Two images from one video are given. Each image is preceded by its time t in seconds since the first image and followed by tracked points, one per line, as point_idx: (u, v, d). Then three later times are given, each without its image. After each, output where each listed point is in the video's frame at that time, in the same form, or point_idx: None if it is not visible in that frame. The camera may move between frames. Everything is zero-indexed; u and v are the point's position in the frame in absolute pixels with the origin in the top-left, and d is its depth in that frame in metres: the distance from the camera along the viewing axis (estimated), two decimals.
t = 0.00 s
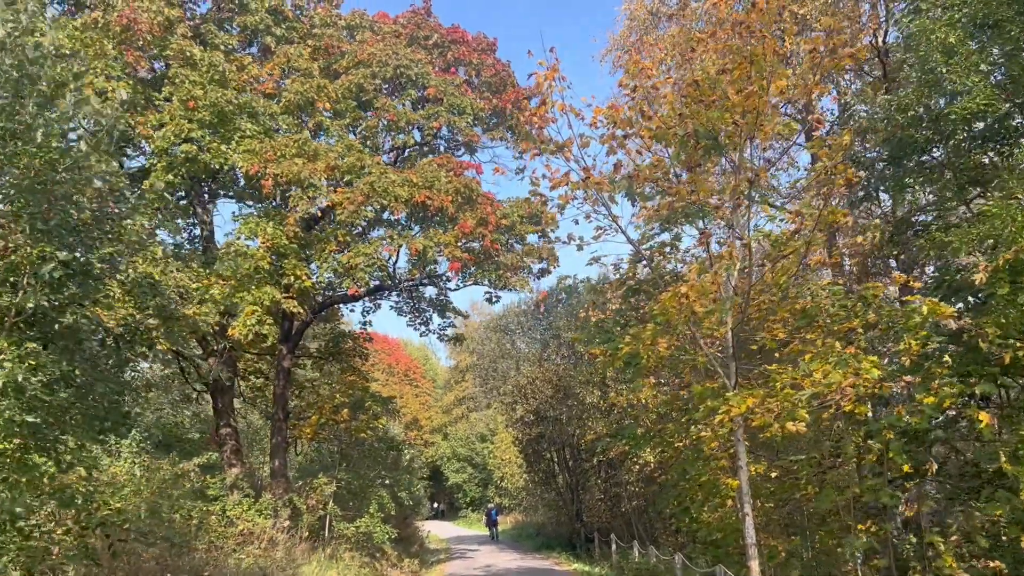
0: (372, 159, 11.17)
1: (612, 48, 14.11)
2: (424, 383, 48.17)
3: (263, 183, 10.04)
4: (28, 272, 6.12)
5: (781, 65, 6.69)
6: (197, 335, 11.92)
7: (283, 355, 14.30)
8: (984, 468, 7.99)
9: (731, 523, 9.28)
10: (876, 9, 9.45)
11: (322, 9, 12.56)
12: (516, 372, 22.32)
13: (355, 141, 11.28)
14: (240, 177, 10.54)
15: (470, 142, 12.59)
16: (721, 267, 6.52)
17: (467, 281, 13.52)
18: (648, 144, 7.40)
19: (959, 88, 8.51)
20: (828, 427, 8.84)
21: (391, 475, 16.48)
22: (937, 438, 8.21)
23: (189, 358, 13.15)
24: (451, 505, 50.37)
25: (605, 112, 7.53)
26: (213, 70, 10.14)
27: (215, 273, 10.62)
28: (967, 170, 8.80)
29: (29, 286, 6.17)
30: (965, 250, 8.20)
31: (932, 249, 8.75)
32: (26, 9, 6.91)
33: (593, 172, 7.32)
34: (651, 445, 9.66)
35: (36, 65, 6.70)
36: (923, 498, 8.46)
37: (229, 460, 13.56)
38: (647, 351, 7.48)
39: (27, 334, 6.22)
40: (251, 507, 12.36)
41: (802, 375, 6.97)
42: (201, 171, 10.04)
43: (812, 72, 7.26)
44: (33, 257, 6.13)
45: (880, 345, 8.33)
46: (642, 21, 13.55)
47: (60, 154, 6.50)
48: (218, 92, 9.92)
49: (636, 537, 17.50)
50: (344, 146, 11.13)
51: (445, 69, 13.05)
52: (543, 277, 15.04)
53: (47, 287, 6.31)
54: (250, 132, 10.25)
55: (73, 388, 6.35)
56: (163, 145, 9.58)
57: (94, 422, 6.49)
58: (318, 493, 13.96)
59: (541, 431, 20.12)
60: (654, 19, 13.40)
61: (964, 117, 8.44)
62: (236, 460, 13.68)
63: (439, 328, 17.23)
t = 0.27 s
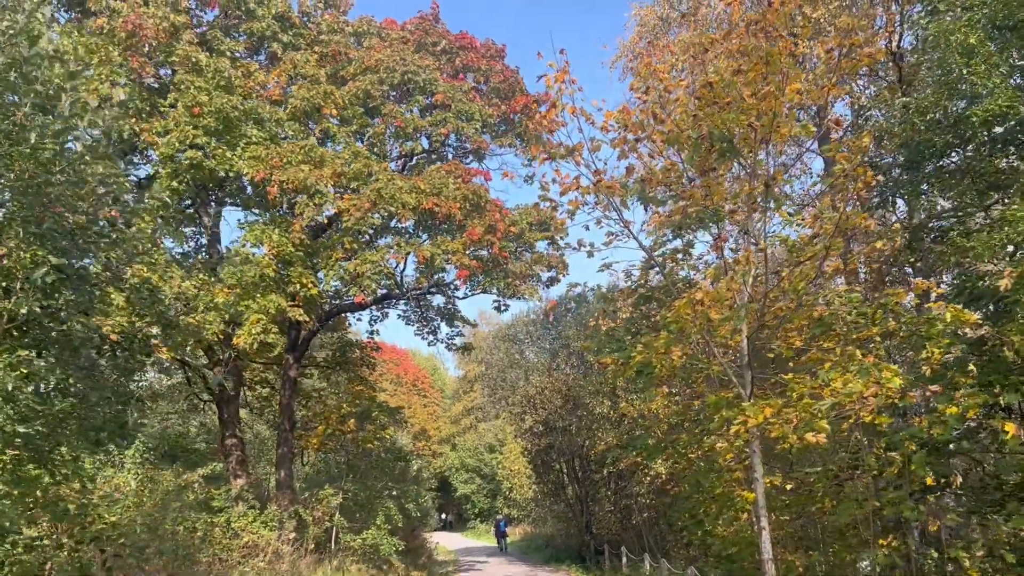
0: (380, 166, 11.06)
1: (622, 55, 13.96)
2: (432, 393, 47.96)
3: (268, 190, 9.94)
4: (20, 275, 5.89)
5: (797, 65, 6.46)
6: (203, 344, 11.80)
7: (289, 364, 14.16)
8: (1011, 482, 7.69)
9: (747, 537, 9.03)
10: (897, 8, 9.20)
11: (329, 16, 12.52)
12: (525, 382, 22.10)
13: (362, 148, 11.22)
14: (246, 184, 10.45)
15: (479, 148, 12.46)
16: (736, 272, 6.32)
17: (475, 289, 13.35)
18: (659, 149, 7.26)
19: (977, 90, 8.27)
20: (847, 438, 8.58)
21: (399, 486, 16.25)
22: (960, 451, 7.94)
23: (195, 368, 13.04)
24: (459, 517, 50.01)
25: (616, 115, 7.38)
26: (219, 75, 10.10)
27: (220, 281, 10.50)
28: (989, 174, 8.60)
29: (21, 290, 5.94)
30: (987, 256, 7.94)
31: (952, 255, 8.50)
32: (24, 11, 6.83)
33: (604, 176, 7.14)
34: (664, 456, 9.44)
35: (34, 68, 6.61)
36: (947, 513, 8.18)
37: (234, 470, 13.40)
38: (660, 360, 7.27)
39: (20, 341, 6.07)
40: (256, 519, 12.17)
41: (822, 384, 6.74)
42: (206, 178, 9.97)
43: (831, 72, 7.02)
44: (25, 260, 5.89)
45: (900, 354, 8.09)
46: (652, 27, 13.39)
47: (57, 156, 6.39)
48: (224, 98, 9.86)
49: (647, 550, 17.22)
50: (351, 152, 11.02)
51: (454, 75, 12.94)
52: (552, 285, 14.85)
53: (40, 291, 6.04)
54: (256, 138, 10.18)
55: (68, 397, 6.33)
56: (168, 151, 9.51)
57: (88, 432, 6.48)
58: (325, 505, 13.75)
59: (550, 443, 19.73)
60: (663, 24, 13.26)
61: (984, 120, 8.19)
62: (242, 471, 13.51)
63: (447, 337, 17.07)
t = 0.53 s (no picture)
0: (385, 172, 10.97)
1: (630, 61, 13.87)
2: (439, 404, 47.75)
3: (272, 196, 9.90)
4: (12, 276, 5.74)
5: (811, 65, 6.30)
6: (207, 352, 11.67)
7: (295, 374, 14.01)
8: None
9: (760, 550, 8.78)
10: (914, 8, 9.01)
11: (335, 23, 12.52)
12: (532, 392, 21.89)
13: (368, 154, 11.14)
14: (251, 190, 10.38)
15: (485, 155, 12.35)
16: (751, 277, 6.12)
17: (482, 298, 13.20)
18: (669, 152, 7.09)
19: (993, 91, 8.09)
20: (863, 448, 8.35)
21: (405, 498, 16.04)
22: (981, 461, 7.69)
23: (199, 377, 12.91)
24: (466, 529, 49.60)
25: (625, 118, 7.23)
26: (224, 81, 10.06)
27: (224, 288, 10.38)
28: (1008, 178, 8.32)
29: (13, 292, 5.81)
30: (1008, 260, 7.72)
31: (970, 260, 8.29)
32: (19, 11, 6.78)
33: (612, 179, 6.99)
34: (675, 467, 9.22)
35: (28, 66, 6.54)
36: (968, 525, 7.91)
37: (239, 481, 13.22)
38: (671, 367, 7.07)
39: (13, 345, 5.96)
40: (260, 530, 11.97)
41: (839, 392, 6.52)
42: (211, 185, 9.89)
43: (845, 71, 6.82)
44: (17, 260, 5.75)
45: (918, 361, 7.87)
46: (660, 34, 13.29)
47: (49, 153, 6.31)
48: (228, 104, 9.80)
49: (656, 564, 16.99)
50: (357, 159, 10.94)
51: (460, 82, 12.87)
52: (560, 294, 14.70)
53: (31, 293, 5.91)
54: (260, 144, 10.10)
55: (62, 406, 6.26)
56: (172, 157, 9.44)
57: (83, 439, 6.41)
58: (329, 516, 13.55)
59: (557, 454, 19.46)
60: (672, 31, 13.16)
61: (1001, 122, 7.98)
62: (247, 482, 13.34)
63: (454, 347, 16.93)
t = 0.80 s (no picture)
0: (389, 180, 10.86)
1: (636, 70, 13.76)
2: (445, 417, 47.44)
3: (275, 205, 9.83)
4: None
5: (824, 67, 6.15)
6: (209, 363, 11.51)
7: (298, 385, 13.82)
8: None
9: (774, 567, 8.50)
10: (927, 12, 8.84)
11: (340, 32, 12.58)
12: (538, 405, 21.66)
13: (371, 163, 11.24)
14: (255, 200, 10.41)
15: (491, 163, 12.23)
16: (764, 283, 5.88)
17: (488, 308, 13.01)
18: (678, 158, 6.93)
19: (1007, 94, 7.90)
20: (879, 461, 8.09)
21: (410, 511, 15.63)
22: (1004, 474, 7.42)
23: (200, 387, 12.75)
24: (472, 544, 49.06)
25: (633, 123, 7.07)
26: (226, 89, 10.04)
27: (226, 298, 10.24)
28: None
29: None
30: None
31: (988, 267, 8.07)
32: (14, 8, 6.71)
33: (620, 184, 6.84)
34: (685, 480, 8.98)
35: (20, 62, 6.45)
36: (991, 541, 7.62)
37: (241, 494, 12.91)
38: (681, 377, 6.89)
39: None
40: (261, 543, 11.62)
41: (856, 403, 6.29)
42: (213, 193, 9.93)
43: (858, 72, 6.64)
44: None
45: (936, 371, 7.64)
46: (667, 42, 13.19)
47: (38, 152, 6.20)
48: (230, 112, 9.75)
49: None
50: (361, 167, 10.85)
51: (466, 91, 12.79)
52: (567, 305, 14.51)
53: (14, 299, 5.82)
54: (263, 152, 10.04)
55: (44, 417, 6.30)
56: (174, 165, 9.38)
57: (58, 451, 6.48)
58: (332, 530, 13.31)
59: (564, 467, 18.70)
60: (679, 39, 13.05)
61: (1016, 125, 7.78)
62: (250, 495, 13.07)
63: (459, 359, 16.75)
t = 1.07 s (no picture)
0: (393, 187, 10.77)
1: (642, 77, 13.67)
2: (450, 428, 47.17)
3: (277, 211, 9.76)
4: None
5: (836, 66, 6.01)
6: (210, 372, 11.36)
7: (300, 396, 13.66)
8: None
9: None
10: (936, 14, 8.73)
11: (344, 38, 12.54)
12: (543, 417, 21.43)
13: (375, 170, 11.19)
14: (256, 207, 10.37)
15: (495, 170, 12.12)
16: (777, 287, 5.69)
17: (492, 317, 12.86)
18: (687, 161, 6.79)
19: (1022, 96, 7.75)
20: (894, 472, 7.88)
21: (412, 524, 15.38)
22: None
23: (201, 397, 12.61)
24: (477, 556, 48.58)
25: (640, 126, 6.94)
26: (228, 95, 10.00)
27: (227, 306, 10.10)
28: None
29: None
30: None
31: (1004, 273, 7.88)
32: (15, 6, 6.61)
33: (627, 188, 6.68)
34: (693, 491, 8.78)
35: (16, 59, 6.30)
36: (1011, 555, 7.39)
37: (243, 505, 12.67)
38: (691, 385, 6.70)
39: None
40: (262, 556, 10.98)
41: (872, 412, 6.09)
42: (215, 199, 9.88)
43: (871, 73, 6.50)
44: None
45: (952, 379, 7.44)
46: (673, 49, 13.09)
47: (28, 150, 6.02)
48: (232, 117, 9.70)
49: None
50: (364, 174, 10.76)
51: (470, 97, 12.71)
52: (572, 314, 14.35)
53: None
54: (264, 159, 10.04)
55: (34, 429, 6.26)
56: (175, 171, 9.33)
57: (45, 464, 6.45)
58: (335, 542, 13.11)
59: (569, 479, 18.16)
60: (685, 46, 12.96)
61: None
62: (251, 506, 12.84)
63: (463, 369, 16.59)
